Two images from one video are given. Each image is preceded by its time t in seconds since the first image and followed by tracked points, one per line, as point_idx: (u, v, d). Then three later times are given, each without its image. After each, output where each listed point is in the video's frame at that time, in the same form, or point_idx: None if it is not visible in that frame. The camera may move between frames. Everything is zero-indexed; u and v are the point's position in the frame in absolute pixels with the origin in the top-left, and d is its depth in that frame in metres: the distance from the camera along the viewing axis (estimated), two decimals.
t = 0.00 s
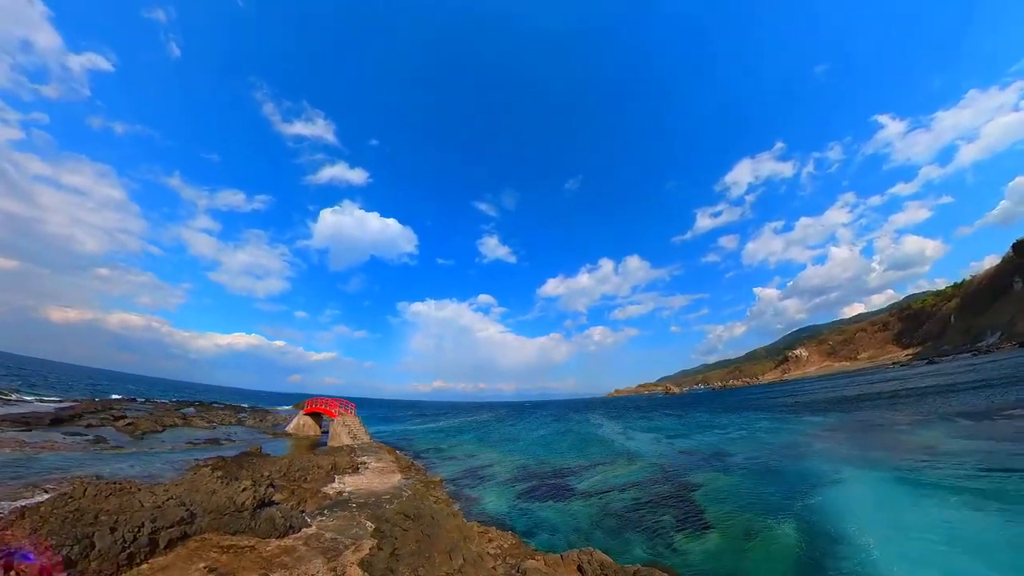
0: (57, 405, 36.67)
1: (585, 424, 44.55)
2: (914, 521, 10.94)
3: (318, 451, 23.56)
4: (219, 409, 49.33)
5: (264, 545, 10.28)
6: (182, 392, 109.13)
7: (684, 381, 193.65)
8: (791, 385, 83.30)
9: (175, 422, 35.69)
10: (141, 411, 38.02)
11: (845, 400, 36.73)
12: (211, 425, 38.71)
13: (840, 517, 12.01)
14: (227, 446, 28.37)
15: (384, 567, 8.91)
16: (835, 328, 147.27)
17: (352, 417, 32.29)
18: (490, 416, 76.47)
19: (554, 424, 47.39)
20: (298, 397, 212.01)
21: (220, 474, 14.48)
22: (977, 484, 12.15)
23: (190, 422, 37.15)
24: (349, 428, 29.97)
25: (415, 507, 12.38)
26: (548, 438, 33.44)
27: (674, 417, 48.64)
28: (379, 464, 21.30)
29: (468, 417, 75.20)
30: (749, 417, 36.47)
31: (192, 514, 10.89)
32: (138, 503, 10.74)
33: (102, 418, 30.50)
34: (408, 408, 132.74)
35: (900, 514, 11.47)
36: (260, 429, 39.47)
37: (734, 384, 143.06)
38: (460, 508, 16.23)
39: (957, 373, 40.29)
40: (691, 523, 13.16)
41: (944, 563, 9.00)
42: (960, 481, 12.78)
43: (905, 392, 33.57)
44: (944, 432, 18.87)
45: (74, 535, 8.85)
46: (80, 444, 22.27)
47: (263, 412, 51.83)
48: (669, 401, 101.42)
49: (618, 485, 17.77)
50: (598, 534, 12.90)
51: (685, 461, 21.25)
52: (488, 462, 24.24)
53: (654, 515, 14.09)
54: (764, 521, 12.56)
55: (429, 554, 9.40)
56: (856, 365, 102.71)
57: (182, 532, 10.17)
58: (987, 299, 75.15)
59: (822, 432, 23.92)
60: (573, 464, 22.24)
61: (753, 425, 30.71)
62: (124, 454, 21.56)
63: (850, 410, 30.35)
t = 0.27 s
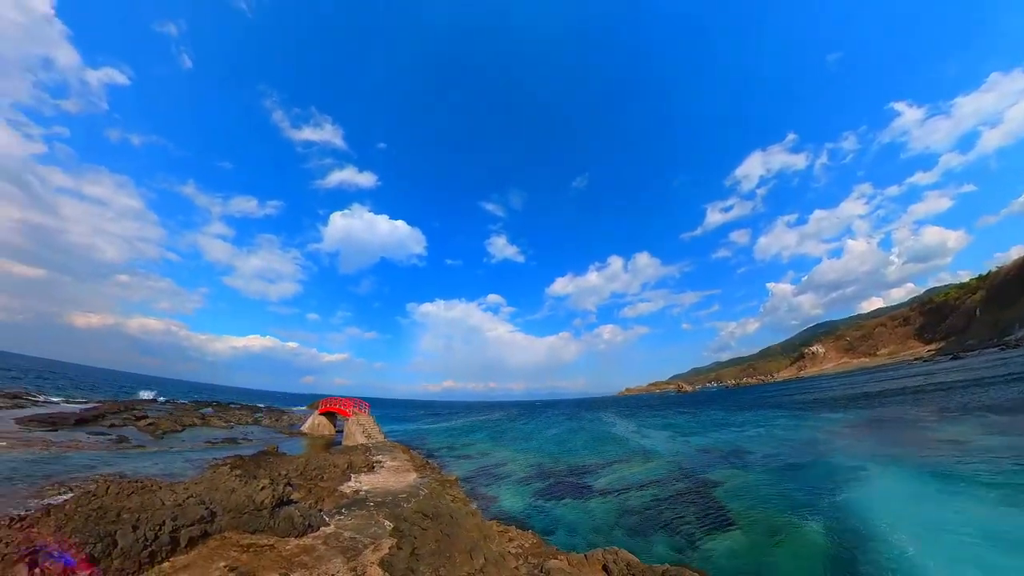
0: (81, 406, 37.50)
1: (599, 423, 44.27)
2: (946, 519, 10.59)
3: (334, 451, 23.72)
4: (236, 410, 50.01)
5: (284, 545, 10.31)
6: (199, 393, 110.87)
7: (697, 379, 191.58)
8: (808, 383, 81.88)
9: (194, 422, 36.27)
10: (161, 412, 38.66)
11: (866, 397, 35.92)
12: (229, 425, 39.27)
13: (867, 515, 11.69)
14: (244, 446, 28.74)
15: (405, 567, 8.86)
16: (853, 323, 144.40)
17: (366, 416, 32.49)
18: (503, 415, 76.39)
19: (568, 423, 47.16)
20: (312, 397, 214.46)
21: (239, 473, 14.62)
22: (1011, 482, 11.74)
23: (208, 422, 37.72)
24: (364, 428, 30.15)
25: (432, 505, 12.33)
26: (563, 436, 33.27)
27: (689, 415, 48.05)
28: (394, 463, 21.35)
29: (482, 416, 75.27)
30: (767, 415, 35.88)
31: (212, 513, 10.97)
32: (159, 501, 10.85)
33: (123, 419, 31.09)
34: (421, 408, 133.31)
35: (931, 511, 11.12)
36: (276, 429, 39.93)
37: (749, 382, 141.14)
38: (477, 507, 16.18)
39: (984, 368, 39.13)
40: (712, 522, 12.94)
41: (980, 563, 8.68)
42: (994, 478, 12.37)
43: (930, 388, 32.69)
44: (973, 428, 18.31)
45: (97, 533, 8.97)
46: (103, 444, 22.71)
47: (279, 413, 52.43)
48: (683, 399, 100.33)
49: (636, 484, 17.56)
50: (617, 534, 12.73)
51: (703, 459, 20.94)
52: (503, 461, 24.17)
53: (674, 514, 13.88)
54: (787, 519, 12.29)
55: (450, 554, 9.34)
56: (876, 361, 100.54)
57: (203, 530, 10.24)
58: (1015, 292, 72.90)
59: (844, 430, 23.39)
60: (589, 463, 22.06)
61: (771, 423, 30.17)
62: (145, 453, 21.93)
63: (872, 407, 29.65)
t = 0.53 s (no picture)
0: (103, 408, 38.36)
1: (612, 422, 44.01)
2: (977, 519, 10.29)
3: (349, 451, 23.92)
4: (253, 411, 50.75)
5: (303, 545, 10.41)
6: (216, 395, 112.42)
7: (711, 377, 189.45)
8: (826, 379, 80.48)
9: (212, 422, 36.91)
10: (180, 413, 39.45)
11: (887, 393, 35.15)
12: (246, 426, 39.88)
13: (893, 514, 11.42)
14: (261, 446, 29.15)
15: (423, 568, 8.89)
16: (871, 319, 141.51)
17: (379, 417, 32.72)
18: (515, 414, 76.38)
19: (580, 422, 46.98)
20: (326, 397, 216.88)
21: (257, 473, 14.80)
22: None
23: (226, 423, 38.34)
24: (377, 428, 30.36)
25: (448, 505, 12.34)
26: (576, 435, 33.13)
27: (704, 413, 47.48)
28: (408, 463, 21.46)
29: (494, 415, 75.38)
30: (784, 413, 35.31)
31: (232, 513, 11.11)
32: (180, 501, 11.02)
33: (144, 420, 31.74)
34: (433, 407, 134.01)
35: (962, 511, 10.82)
36: (292, 429, 40.43)
37: (764, 379, 139.15)
38: (492, 506, 16.17)
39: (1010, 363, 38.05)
40: (732, 522, 12.72)
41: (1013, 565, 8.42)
42: None
43: (954, 385, 31.86)
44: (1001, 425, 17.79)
45: (120, 533, 9.12)
46: (125, 444, 23.19)
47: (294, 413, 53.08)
48: (697, 397, 99.24)
49: (651, 483, 17.40)
50: (635, 534, 12.62)
51: (719, 458, 20.68)
52: (517, 460, 24.14)
53: (691, 514, 13.70)
54: (810, 519, 12.07)
55: (467, 554, 9.34)
56: (897, 357, 98.34)
57: (223, 530, 10.35)
58: None
59: (865, 427, 22.91)
60: (603, 462, 21.93)
61: (788, 421, 29.69)
62: (166, 453, 22.35)
63: (893, 404, 29.00)
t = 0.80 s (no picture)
0: (124, 407, 39.27)
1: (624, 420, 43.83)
2: (998, 516, 10.06)
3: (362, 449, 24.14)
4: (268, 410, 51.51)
5: (318, 540, 10.53)
6: (233, 395, 114.20)
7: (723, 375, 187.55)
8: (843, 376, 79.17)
9: (229, 421, 37.55)
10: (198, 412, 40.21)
11: (908, 390, 34.40)
12: (262, 425, 40.48)
13: (910, 512, 11.22)
14: (276, 444, 29.57)
15: (435, 564, 8.93)
16: (890, 314, 138.72)
17: (391, 416, 32.95)
18: (528, 412, 76.36)
19: (593, 420, 46.84)
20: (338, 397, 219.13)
21: (272, 470, 15.02)
22: None
23: (242, 422, 38.94)
24: (390, 427, 30.59)
25: (459, 501, 12.38)
26: (588, 433, 33.04)
27: (718, 411, 46.98)
28: (420, 460, 21.57)
29: (506, 413, 75.48)
30: (800, 410, 34.81)
31: (248, 508, 11.29)
32: (198, 496, 11.23)
33: (164, 418, 32.43)
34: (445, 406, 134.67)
35: (982, 509, 10.58)
36: (306, 428, 40.92)
37: (778, 376, 137.39)
38: (503, 503, 16.20)
39: None
40: (746, 519, 12.62)
41: None
42: None
43: (978, 381, 31.04)
44: None
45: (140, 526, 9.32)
46: (145, 442, 23.69)
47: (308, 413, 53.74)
48: (711, 394, 98.35)
49: (663, 480, 17.32)
50: (647, 531, 12.58)
51: (732, 455, 20.47)
52: (528, 458, 24.15)
53: (704, 511, 13.61)
54: (825, 516, 11.91)
55: (478, 550, 9.37)
56: (918, 353, 96.43)
57: (239, 525, 10.51)
58: None
59: (883, 424, 22.47)
60: (615, 460, 21.85)
61: (804, 418, 29.25)
62: (184, 451, 22.79)
63: (912, 401, 28.41)
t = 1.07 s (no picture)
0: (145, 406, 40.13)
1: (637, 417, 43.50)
2: None
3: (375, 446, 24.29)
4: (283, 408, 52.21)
5: (332, 534, 10.59)
6: (248, 396, 115.53)
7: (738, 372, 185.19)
8: (862, 372, 77.55)
9: (245, 419, 38.12)
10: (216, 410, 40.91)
11: (930, 385, 33.53)
12: (277, 423, 41.01)
13: (933, 509, 10.92)
14: (291, 441, 29.92)
15: (448, 558, 8.92)
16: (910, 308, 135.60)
17: (404, 414, 33.12)
18: (540, 410, 76.24)
19: (605, 417, 46.56)
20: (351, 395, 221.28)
21: (287, 466, 15.17)
22: None
23: (258, 420, 39.48)
24: (402, 425, 30.74)
25: (472, 497, 12.36)
26: (600, 430, 32.84)
27: (734, 407, 46.27)
28: (432, 457, 21.63)
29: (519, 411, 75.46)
30: (817, 406, 34.17)
31: (263, 501, 11.40)
32: (214, 489, 11.38)
33: (182, 416, 33.04)
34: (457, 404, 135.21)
35: (1009, 506, 10.25)
36: (321, 426, 41.36)
37: (794, 373, 135.20)
38: (516, 499, 16.15)
39: None
40: (763, 516, 12.38)
41: None
42: None
43: (1004, 375, 30.13)
44: None
45: (158, 517, 9.47)
46: (164, 439, 24.15)
47: (322, 411, 54.35)
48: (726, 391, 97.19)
49: (677, 477, 17.12)
50: (662, 528, 12.44)
51: (748, 451, 20.16)
52: (541, 455, 24.07)
53: (720, 508, 13.41)
54: (844, 513, 11.66)
55: (492, 545, 9.34)
56: (939, 349, 93.99)
57: (254, 518, 10.62)
58: None
59: (905, 420, 21.92)
60: (628, 456, 21.68)
61: (822, 414, 28.70)
62: (201, 447, 23.18)
63: (935, 396, 27.69)
